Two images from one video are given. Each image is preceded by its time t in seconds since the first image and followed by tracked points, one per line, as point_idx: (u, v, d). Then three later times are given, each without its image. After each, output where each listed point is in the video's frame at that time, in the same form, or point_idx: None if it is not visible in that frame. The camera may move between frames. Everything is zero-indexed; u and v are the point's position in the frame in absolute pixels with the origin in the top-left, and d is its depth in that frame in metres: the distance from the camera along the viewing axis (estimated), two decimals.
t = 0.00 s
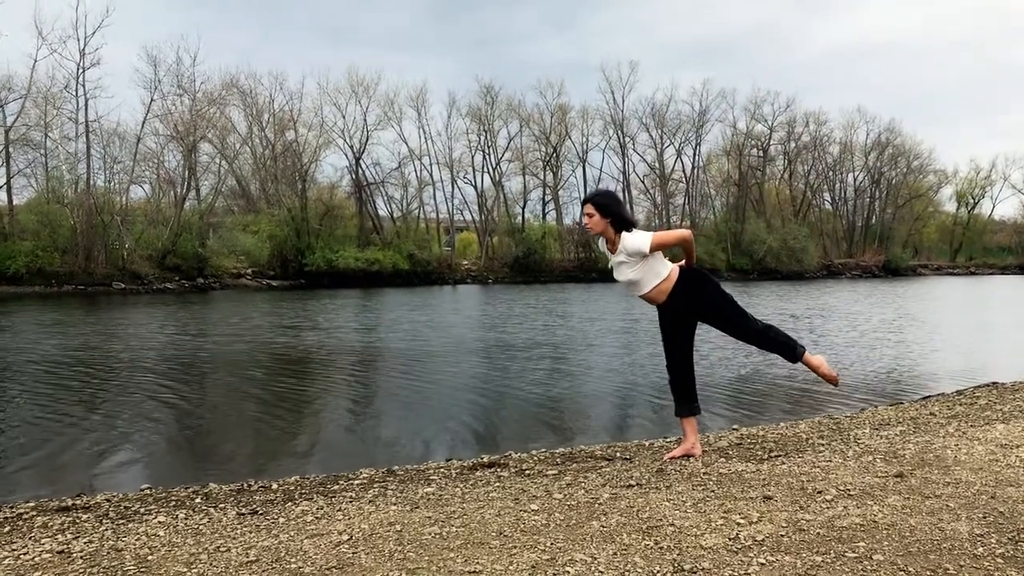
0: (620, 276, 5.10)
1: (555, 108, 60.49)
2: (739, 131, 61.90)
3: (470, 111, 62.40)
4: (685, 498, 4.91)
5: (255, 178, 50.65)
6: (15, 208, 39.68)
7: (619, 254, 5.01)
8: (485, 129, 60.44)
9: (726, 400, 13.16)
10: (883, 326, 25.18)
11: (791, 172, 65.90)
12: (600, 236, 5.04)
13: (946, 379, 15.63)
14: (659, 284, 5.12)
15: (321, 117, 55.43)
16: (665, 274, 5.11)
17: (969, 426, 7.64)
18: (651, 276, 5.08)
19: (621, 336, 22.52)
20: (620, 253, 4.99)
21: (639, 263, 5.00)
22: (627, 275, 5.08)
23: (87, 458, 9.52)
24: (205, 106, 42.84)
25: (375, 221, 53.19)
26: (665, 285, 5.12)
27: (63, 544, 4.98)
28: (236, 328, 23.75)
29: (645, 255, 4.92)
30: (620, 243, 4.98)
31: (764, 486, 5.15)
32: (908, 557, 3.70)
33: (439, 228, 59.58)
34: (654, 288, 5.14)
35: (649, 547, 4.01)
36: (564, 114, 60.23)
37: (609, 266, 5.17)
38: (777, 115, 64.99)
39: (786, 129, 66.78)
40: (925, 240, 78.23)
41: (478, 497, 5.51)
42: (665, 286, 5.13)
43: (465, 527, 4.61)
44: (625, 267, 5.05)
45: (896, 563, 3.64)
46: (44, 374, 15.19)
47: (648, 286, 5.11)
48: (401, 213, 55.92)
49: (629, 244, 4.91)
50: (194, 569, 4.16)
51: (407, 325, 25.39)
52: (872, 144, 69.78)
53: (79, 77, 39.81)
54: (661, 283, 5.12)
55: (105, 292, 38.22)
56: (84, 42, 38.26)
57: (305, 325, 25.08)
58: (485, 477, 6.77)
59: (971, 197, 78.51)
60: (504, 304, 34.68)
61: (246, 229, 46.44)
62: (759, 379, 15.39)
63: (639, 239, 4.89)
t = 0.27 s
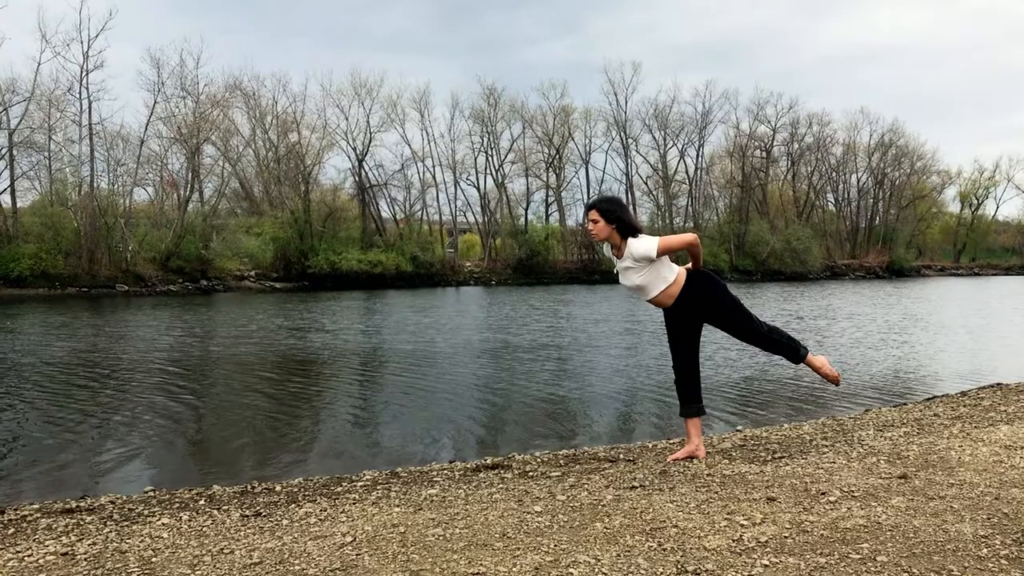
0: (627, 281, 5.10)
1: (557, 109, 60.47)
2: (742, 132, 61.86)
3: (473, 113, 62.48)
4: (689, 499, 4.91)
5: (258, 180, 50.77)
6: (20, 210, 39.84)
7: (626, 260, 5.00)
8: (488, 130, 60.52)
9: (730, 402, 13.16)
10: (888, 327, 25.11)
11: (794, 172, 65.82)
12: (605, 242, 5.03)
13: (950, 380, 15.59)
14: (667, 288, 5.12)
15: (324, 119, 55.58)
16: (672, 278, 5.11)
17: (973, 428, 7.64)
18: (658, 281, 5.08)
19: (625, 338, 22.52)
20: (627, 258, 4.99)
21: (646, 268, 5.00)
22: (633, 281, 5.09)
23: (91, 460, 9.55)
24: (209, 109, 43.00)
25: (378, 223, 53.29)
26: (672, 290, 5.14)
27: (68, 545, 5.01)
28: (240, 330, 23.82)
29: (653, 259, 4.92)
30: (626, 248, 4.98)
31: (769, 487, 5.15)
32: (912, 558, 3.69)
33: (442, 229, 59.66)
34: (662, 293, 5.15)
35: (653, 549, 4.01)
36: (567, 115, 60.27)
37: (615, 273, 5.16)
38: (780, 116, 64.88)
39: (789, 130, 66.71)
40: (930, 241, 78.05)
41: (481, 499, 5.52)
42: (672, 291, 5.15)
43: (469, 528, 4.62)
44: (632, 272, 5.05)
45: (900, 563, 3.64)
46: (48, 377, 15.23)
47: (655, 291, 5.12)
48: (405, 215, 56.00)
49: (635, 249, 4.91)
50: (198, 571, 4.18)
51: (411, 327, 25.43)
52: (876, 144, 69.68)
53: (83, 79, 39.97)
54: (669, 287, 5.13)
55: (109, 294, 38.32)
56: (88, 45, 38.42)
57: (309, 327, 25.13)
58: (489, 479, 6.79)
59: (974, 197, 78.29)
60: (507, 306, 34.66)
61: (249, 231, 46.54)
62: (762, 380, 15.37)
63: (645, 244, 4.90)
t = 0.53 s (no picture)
0: (633, 283, 5.10)
1: (560, 109, 60.45)
2: (745, 132, 61.80)
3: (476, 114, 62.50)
4: (693, 499, 4.92)
5: (262, 181, 50.85)
6: (23, 211, 39.96)
7: (632, 262, 5.00)
8: (491, 131, 60.56)
9: (733, 402, 13.14)
10: (891, 327, 25.07)
11: (797, 172, 65.75)
12: (611, 243, 5.01)
13: (954, 380, 15.55)
14: (673, 289, 5.15)
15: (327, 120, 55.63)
16: (678, 279, 5.13)
17: (977, 427, 7.63)
18: (665, 282, 5.09)
19: (627, 338, 22.52)
20: (632, 260, 4.99)
21: (652, 270, 5.01)
22: (640, 282, 5.09)
23: (95, 461, 9.58)
24: (212, 110, 43.10)
25: (381, 224, 53.37)
26: (678, 290, 5.16)
27: (72, 546, 5.04)
28: (243, 331, 23.88)
29: (659, 260, 4.92)
30: (632, 250, 4.98)
31: (773, 487, 5.14)
32: (917, 559, 3.69)
33: (445, 230, 59.70)
34: (668, 293, 5.16)
35: (657, 549, 4.01)
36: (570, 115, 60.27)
37: (621, 274, 5.16)
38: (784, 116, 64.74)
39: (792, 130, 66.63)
40: (933, 241, 77.88)
41: (485, 499, 5.53)
42: (679, 291, 5.17)
43: (471, 528, 4.64)
44: (639, 274, 5.05)
45: (904, 564, 3.63)
46: (53, 378, 15.28)
47: (662, 292, 5.13)
48: (407, 216, 56.06)
49: (642, 251, 4.91)
50: (201, 572, 4.19)
51: (414, 328, 25.47)
52: (879, 144, 69.58)
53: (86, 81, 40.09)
54: (674, 288, 5.15)
55: (112, 295, 38.40)
56: (92, 47, 38.56)
57: (312, 327, 25.19)
58: (493, 479, 6.81)
59: (978, 197, 78.03)
60: (510, 307, 34.65)
61: (253, 232, 46.64)
62: (766, 380, 15.36)
63: (652, 245, 4.90)
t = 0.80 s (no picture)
0: (635, 283, 5.11)
1: (562, 109, 60.45)
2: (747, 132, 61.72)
3: (477, 113, 62.48)
4: (695, 499, 4.92)
5: (263, 181, 50.90)
6: (26, 212, 40.05)
7: (634, 262, 5.00)
8: (492, 131, 60.57)
9: (735, 402, 13.13)
10: (893, 327, 25.05)
11: (799, 172, 65.68)
12: (614, 243, 5.01)
13: (956, 380, 15.54)
14: (675, 290, 5.15)
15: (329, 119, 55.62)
16: (680, 279, 5.14)
17: (980, 427, 7.62)
18: (667, 283, 5.10)
19: (629, 338, 22.51)
20: (635, 260, 4.99)
21: (654, 270, 5.01)
22: (642, 282, 5.09)
23: (97, 461, 9.60)
24: (214, 110, 43.15)
25: (383, 224, 53.41)
26: (680, 290, 5.17)
27: (75, 546, 5.06)
28: (244, 331, 23.91)
29: (662, 261, 4.93)
30: (635, 250, 4.98)
31: (775, 487, 5.15)
32: (918, 559, 3.69)
33: (447, 230, 59.74)
34: (670, 293, 5.17)
35: (658, 549, 4.02)
36: (572, 114, 60.25)
37: (623, 274, 5.16)
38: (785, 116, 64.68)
39: (794, 130, 66.54)
40: (936, 241, 77.81)
41: (487, 499, 5.53)
42: (681, 292, 5.18)
43: (473, 528, 4.64)
44: (641, 274, 5.05)
45: (907, 564, 3.63)
46: (55, 378, 15.30)
47: (664, 292, 5.13)
48: (409, 216, 56.11)
49: (644, 252, 4.91)
50: (204, 571, 4.21)
51: (415, 328, 25.50)
52: (881, 144, 69.49)
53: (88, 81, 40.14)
54: (677, 288, 5.15)
55: (115, 295, 38.46)
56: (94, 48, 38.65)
57: (313, 327, 25.22)
58: (495, 479, 6.81)
59: (981, 197, 77.86)
60: (512, 307, 34.67)
61: (255, 232, 46.70)
62: (767, 380, 15.36)
63: (654, 246, 4.90)
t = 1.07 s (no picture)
0: (636, 285, 5.10)
1: (562, 110, 60.42)
2: (748, 132, 61.65)
3: (477, 113, 62.44)
4: (696, 499, 4.92)
5: (264, 182, 50.89)
6: (27, 212, 40.06)
7: (634, 263, 5.00)
8: (493, 131, 60.56)
9: (736, 402, 13.13)
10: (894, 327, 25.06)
11: (800, 173, 65.64)
12: (614, 245, 5.01)
13: (957, 380, 15.53)
14: (676, 291, 5.15)
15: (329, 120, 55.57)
16: (680, 281, 5.13)
17: (981, 428, 7.62)
18: (667, 284, 5.10)
19: (629, 339, 22.51)
20: (635, 262, 4.99)
21: (655, 272, 5.01)
22: (642, 284, 5.09)
23: (97, 461, 9.59)
24: (214, 110, 43.13)
25: (383, 224, 53.39)
26: (681, 291, 5.17)
27: (75, 546, 5.05)
28: (245, 332, 23.92)
29: (662, 263, 4.93)
30: (635, 252, 4.97)
31: (775, 487, 5.15)
32: (919, 559, 3.69)
33: (447, 230, 59.74)
34: (671, 295, 5.16)
35: (659, 549, 4.02)
36: (572, 115, 60.23)
37: (623, 275, 5.16)
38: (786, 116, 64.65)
39: (794, 130, 66.49)
40: (937, 241, 77.71)
41: (487, 499, 5.53)
42: (681, 293, 5.18)
43: (474, 529, 4.64)
44: (641, 275, 5.04)
45: (907, 565, 3.63)
46: (56, 378, 15.32)
47: (665, 294, 5.13)
48: (410, 216, 56.14)
49: (645, 253, 4.91)
50: (205, 572, 4.22)
51: (416, 328, 25.51)
52: (881, 144, 69.47)
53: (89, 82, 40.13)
54: (678, 289, 5.16)
55: (115, 295, 38.47)
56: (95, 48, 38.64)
57: (314, 328, 25.22)
58: (495, 480, 6.81)
59: (981, 197, 77.78)
60: (512, 307, 34.68)
61: (255, 233, 46.70)
62: (768, 380, 15.37)
63: (654, 247, 4.89)
